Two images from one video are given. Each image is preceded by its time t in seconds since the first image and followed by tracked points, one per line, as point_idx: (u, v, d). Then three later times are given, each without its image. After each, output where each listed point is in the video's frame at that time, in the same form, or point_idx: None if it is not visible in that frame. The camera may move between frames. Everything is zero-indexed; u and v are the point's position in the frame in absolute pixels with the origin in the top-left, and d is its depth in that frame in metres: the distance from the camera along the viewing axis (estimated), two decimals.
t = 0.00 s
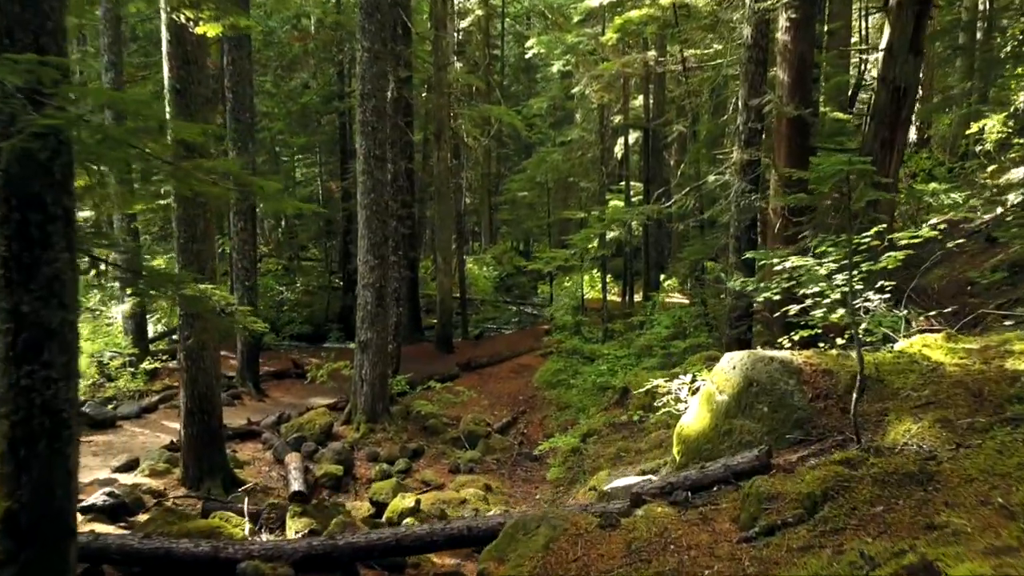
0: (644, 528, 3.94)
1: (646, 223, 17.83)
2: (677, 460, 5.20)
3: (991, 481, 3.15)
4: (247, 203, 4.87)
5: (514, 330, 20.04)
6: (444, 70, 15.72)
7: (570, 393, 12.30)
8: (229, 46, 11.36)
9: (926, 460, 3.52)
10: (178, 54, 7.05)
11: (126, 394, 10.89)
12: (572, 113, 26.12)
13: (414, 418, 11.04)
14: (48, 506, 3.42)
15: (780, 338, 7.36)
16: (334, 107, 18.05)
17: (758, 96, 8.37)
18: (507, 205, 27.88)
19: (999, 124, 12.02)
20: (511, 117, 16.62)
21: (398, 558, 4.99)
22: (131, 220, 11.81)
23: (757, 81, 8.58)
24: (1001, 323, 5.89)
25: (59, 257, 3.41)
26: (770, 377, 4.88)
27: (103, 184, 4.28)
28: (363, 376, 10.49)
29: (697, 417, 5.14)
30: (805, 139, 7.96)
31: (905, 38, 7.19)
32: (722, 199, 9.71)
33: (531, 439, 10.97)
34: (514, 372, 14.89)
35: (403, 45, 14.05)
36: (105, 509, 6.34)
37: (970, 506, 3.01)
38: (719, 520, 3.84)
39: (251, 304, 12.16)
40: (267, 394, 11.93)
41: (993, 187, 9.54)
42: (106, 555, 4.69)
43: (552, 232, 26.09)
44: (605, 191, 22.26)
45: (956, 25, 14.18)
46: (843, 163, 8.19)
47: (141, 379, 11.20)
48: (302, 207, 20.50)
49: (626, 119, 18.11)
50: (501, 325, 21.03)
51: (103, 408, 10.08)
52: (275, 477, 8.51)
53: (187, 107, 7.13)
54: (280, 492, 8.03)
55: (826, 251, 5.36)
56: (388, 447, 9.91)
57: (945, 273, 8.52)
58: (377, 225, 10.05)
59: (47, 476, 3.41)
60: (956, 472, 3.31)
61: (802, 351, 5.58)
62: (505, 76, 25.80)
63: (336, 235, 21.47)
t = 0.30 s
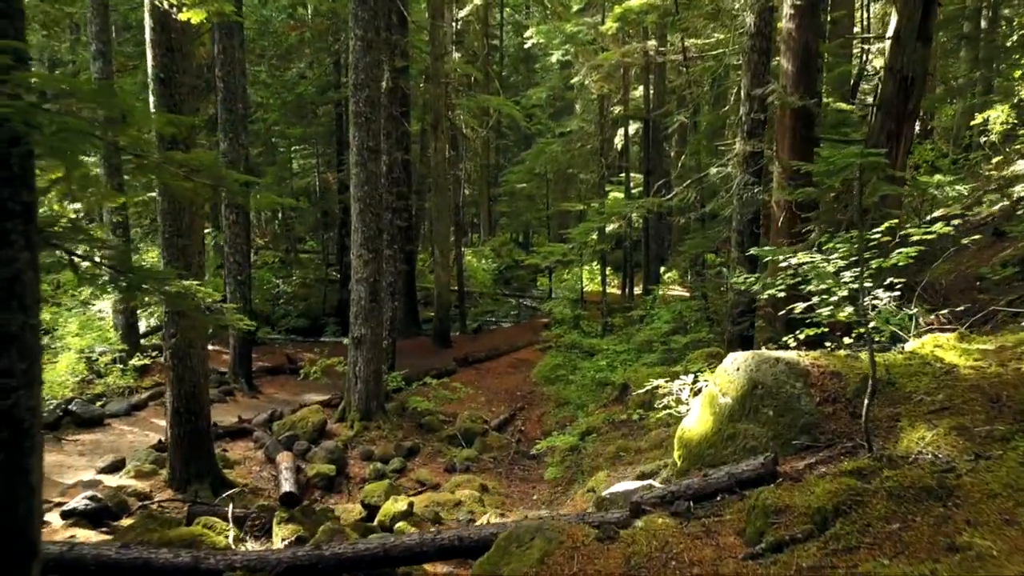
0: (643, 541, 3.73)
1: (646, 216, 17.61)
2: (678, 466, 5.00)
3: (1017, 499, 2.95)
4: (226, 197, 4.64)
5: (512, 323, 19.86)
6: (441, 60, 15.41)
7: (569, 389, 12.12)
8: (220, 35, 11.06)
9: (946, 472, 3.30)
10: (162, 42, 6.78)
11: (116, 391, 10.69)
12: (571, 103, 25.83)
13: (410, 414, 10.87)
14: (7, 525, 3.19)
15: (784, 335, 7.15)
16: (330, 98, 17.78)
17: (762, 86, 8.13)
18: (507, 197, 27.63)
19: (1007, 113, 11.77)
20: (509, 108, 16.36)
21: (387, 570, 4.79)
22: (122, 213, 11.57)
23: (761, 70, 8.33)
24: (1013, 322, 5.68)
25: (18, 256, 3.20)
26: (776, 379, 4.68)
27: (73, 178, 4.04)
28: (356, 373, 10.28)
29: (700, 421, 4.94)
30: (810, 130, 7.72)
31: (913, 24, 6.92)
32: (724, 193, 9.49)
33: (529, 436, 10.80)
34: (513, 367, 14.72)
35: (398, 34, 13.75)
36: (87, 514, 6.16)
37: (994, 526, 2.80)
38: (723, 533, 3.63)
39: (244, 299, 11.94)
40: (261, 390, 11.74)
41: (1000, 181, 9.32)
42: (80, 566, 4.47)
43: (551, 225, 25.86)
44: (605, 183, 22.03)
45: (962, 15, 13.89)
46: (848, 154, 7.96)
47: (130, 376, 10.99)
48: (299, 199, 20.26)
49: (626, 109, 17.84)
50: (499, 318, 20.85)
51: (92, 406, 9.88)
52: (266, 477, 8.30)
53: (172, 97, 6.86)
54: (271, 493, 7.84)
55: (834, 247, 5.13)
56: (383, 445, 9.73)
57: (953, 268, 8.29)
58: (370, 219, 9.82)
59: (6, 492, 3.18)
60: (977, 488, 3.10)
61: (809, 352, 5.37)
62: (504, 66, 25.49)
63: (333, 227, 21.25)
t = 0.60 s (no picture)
0: (645, 555, 3.52)
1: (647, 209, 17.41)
2: (680, 471, 4.81)
3: None
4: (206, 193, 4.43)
5: (511, 318, 19.70)
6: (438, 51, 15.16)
7: (568, 386, 11.96)
8: (211, 25, 10.80)
9: (963, 486, 3.12)
10: (147, 31, 6.47)
11: (108, 388, 10.50)
12: (571, 95, 25.57)
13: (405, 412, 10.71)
14: None
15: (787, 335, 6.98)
16: (326, 90, 17.54)
17: (765, 77, 7.92)
18: (506, 190, 27.42)
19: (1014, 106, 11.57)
20: (508, 100, 16.13)
21: None
22: (112, 207, 11.34)
23: (764, 61, 8.10)
24: None
25: None
26: (782, 382, 4.49)
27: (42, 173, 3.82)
28: (351, 371, 10.10)
29: (704, 425, 4.75)
30: (815, 123, 7.52)
31: (923, 14, 6.72)
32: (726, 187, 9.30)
33: (527, 435, 10.64)
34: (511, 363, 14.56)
35: (395, 25, 13.49)
36: (71, 518, 5.93)
37: (1018, 548, 2.62)
38: (726, 548, 3.44)
39: (239, 295, 11.75)
40: (255, 387, 11.55)
41: (1007, 175, 9.13)
42: None
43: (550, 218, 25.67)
44: (605, 176, 21.81)
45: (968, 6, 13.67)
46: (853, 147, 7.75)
47: (121, 373, 10.78)
48: (295, 192, 20.05)
49: (626, 101, 17.61)
50: (498, 313, 20.70)
51: (82, 404, 9.68)
52: (258, 478, 8.13)
53: (158, 88, 6.60)
54: (263, 494, 7.66)
55: (842, 245, 4.94)
56: (378, 444, 9.56)
57: (960, 264, 8.10)
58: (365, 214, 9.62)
59: None
60: (1000, 505, 2.91)
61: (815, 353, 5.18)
62: (503, 58, 25.23)
63: (330, 221, 21.03)
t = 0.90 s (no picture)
0: (646, 570, 3.32)
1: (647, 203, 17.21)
2: (682, 478, 4.63)
3: None
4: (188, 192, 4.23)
5: (511, 313, 19.54)
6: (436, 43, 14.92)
7: (567, 383, 11.79)
8: (203, 16, 10.55)
9: (982, 502, 2.94)
10: (132, 21, 6.27)
11: (100, 386, 10.34)
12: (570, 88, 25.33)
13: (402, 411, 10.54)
14: None
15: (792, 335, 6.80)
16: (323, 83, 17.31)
17: (770, 69, 7.68)
18: (505, 184, 27.21)
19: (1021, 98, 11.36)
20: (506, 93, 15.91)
21: None
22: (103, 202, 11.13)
23: (768, 52, 7.88)
24: None
25: None
26: (789, 386, 4.31)
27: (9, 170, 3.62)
28: (346, 369, 9.91)
29: (707, 430, 4.57)
30: (820, 115, 7.31)
31: (932, 3, 6.50)
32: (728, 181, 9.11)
33: (525, 433, 10.48)
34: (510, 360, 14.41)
35: (391, 16, 13.26)
36: (55, 524, 5.75)
37: None
38: (732, 564, 3.25)
39: (233, 291, 11.56)
40: (249, 385, 11.39)
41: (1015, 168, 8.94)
42: None
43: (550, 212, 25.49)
44: (605, 170, 21.61)
45: None
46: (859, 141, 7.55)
47: (113, 370, 10.59)
48: (291, 186, 19.84)
49: (627, 95, 17.38)
50: (497, 308, 20.53)
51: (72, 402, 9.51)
52: (250, 479, 7.96)
53: (143, 80, 6.39)
54: (255, 496, 7.49)
55: (851, 243, 4.75)
56: (374, 444, 9.40)
57: (967, 260, 7.93)
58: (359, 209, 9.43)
59: None
60: None
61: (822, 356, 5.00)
62: (502, 50, 24.97)
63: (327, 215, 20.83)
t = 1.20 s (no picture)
0: None
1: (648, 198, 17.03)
2: (683, 485, 4.45)
3: None
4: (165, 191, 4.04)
5: (511, 310, 19.38)
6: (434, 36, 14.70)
7: (567, 382, 11.63)
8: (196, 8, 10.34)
9: (1004, 521, 2.77)
10: (117, 13, 6.09)
11: (92, 385, 10.20)
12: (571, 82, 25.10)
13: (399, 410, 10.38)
14: None
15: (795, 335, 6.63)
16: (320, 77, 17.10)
17: (774, 62, 7.46)
18: (506, 179, 27.01)
19: None
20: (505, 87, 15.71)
21: None
22: (96, 199, 10.95)
23: (772, 45, 7.65)
24: None
25: None
26: (797, 391, 4.12)
27: None
28: (342, 368, 9.74)
29: (710, 437, 4.39)
30: (826, 109, 7.10)
31: None
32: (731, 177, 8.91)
33: (524, 433, 10.33)
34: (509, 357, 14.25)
35: (388, 9, 13.04)
36: (38, 531, 5.62)
37: None
38: None
39: (228, 288, 11.39)
40: (244, 384, 11.23)
41: None
42: None
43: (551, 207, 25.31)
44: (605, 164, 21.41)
45: None
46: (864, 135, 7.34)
47: (104, 369, 10.43)
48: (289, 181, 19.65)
49: (628, 89, 17.17)
50: (497, 304, 20.38)
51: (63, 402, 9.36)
52: (242, 482, 7.80)
53: (128, 73, 6.20)
54: (247, 499, 7.34)
55: (860, 243, 4.55)
56: (370, 444, 9.24)
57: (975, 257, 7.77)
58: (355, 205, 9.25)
59: None
60: None
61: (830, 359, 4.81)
62: (502, 43, 24.73)
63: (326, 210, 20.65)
